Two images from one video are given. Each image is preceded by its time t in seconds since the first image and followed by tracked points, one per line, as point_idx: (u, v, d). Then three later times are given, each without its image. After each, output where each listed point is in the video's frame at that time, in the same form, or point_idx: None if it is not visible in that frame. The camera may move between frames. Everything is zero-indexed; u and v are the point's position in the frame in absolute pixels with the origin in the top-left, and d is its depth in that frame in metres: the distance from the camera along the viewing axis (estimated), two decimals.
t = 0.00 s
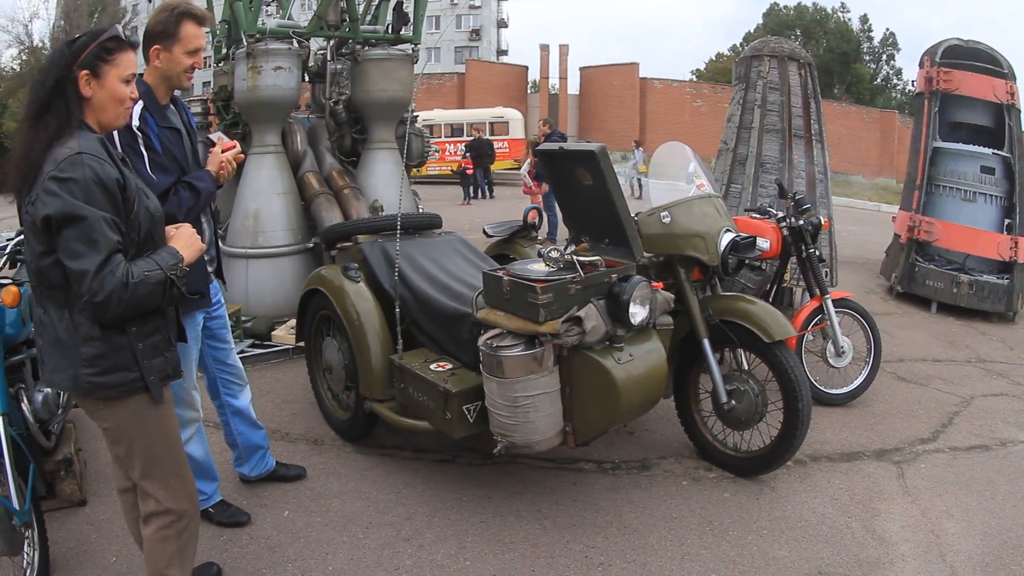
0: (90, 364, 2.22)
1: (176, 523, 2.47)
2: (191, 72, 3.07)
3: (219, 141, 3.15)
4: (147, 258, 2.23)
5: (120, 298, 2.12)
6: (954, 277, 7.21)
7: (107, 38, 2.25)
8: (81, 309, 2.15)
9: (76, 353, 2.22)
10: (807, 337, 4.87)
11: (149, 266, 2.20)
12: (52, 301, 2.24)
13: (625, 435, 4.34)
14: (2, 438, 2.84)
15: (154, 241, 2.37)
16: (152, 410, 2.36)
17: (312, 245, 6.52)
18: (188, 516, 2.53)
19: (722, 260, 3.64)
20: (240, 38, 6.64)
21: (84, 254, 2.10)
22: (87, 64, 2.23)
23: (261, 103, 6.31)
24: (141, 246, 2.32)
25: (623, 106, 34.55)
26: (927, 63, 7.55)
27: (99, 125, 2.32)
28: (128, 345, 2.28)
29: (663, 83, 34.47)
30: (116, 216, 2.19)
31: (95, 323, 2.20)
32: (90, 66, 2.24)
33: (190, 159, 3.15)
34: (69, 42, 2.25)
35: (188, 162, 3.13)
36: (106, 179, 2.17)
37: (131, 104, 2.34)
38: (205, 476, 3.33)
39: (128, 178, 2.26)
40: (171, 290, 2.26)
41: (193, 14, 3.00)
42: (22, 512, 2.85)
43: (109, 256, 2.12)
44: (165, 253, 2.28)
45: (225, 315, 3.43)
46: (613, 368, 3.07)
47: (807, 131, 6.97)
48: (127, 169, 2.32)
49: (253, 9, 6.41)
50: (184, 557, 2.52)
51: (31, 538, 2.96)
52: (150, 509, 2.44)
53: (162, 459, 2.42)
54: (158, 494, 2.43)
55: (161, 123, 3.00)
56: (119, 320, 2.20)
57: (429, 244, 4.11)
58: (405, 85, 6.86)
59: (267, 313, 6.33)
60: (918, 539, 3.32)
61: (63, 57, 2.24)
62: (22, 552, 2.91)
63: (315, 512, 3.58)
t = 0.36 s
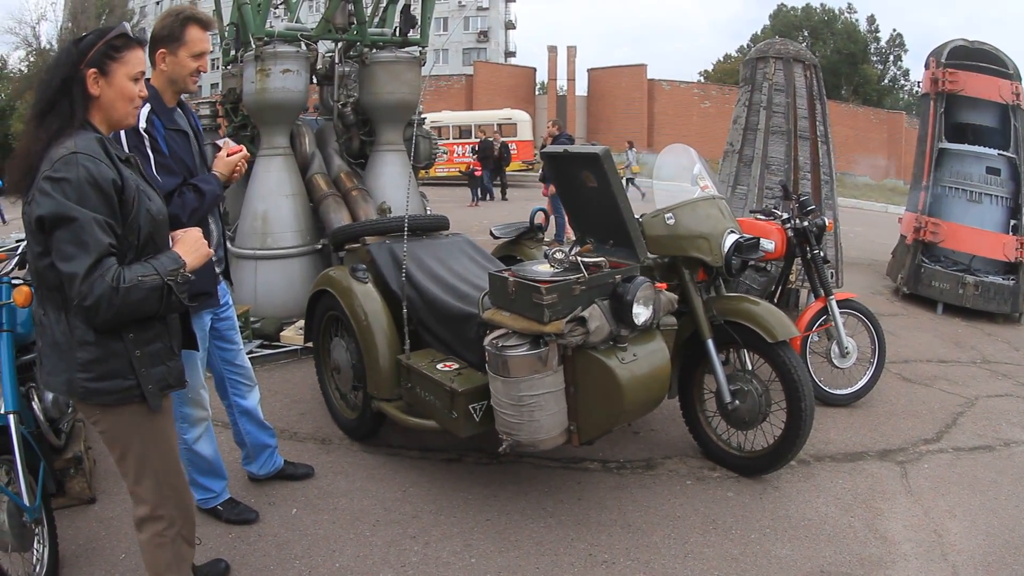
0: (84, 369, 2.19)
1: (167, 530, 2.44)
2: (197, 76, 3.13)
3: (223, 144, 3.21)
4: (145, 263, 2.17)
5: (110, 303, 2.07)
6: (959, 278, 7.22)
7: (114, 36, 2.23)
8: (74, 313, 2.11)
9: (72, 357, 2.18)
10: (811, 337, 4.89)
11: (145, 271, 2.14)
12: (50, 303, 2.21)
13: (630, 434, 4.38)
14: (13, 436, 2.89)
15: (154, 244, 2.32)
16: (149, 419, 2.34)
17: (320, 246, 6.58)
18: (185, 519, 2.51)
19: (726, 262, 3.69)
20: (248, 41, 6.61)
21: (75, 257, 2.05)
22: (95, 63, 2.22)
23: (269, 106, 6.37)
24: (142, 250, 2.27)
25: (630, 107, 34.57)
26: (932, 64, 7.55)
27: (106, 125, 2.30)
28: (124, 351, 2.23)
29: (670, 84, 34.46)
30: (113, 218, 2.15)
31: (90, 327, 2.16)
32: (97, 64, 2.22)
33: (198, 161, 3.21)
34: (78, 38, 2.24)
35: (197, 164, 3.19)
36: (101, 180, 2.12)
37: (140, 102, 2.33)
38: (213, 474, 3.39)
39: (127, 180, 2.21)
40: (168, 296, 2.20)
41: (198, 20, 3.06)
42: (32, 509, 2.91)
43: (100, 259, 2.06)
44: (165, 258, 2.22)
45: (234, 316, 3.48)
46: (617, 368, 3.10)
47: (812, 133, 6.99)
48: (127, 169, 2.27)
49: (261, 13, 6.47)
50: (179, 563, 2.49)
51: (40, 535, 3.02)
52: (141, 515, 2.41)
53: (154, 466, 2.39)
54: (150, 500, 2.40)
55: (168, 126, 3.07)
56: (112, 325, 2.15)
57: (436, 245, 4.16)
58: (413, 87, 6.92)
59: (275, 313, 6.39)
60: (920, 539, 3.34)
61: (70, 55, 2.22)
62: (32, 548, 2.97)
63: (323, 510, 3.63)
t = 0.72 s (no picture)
0: (82, 378, 2.20)
1: (156, 535, 2.43)
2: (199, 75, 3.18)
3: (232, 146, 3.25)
4: (147, 273, 2.20)
5: (111, 315, 2.09)
6: (960, 277, 7.24)
7: (118, 33, 2.25)
8: (73, 323, 2.13)
9: (70, 366, 2.20)
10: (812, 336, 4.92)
11: (145, 283, 2.16)
12: (47, 308, 2.23)
13: (631, 432, 4.41)
14: (19, 433, 2.93)
15: (154, 252, 2.34)
16: (144, 428, 2.35)
17: (323, 245, 6.62)
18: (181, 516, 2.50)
19: (726, 260, 3.71)
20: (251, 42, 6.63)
21: (76, 266, 2.07)
22: (99, 59, 2.24)
23: (272, 106, 6.41)
24: (141, 259, 2.30)
25: (632, 106, 34.59)
26: (933, 64, 7.58)
27: (108, 123, 2.32)
28: (123, 362, 2.24)
29: (672, 84, 34.48)
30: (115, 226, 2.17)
31: (88, 337, 2.18)
32: (102, 61, 2.24)
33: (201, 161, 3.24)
34: (80, 36, 2.25)
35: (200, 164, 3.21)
36: (103, 188, 2.14)
37: (144, 99, 2.35)
38: (217, 470, 3.43)
39: (130, 188, 2.24)
40: (168, 308, 2.22)
41: (201, 21, 3.11)
42: (38, 504, 2.97)
43: (101, 270, 2.08)
44: (166, 269, 2.24)
45: (239, 314, 3.51)
46: (617, 365, 3.14)
47: (813, 133, 7.01)
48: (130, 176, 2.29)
49: (264, 14, 6.53)
50: (171, 566, 2.48)
51: (46, 530, 3.08)
52: (130, 520, 2.41)
53: (145, 472, 2.38)
54: (140, 502, 2.39)
55: (169, 125, 3.08)
56: (111, 336, 2.17)
57: (439, 245, 4.19)
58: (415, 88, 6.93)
59: (278, 312, 6.43)
60: (919, 536, 3.37)
61: (74, 52, 2.23)
62: (38, 544, 3.02)
63: (326, 507, 3.66)
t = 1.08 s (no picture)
0: (88, 390, 2.22)
1: (158, 539, 2.43)
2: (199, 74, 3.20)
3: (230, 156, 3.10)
4: (149, 280, 2.21)
5: (117, 326, 2.11)
6: (959, 274, 7.25)
7: (110, 34, 2.26)
8: (78, 336, 2.13)
9: (75, 378, 2.22)
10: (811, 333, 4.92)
11: (149, 291, 2.18)
12: (49, 321, 2.23)
13: (630, 430, 4.42)
14: (21, 433, 2.94)
15: (155, 257, 2.36)
16: (150, 435, 2.36)
17: (323, 244, 6.63)
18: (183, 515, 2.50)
19: (724, 258, 3.72)
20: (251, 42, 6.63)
21: (80, 280, 2.08)
22: (93, 62, 2.25)
23: (272, 106, 6.42)
24: (142, 264, 2.32)
25: (631, 105, 34.60)
26: (932, 61, 7.59)
27: (100, 128, 2.33)
28: (127, 369, 2.26)
29: (672, 82, 34.49)
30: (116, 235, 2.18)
31: (92, 348, 2.19)
32: (96, 64, 2.25)
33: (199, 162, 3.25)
34: (69, 39, 2.24)
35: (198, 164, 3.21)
36: (101, 197, 2.15)
37: (136, 103, 2.37)
38: (217, 469, 3.44)
39: (128, 195, 2.24)
40: (173, 313, 2.25)
41: (200, 21, 3.12)
42: (40, 504, 2.97)
43: (105, 282, 2.09)
44: (168, 273, 2.26)
45: (238, 313, 3.51)
46: (616, 362, 3.15)
47: (812, 131, 7.02)
48: (126, 182, 2.29)
49: (264, 14, 6.52)
50: (174, 568, 2.48)
51: (47, 530, 3.08)
52: (131, 525, 2.42)
53: (150, 474, 2.38)
54: (143, 504, 2.39)
55: (167, 125, 3.09)
56: (118, 348, 2.18)
57: (439, 243, 4.20)
58: (414, 87, 6.95)
59: (278, 311, 6.44)
60: (918, 532, 3.38)
61: (65, 55, 2.23)
62: (39, 543, 3.03)
63: (327, 504, 3.67)
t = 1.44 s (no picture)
0: (86, 394, 2.20)
1: (156, 540, 2.41)
2: (161, 68, 3.14)
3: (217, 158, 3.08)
4: (144, 279, 2.20)
5: (114, 328, 2.09)
6: (956, 272, 7.25)
7: (94, 32, 2.24)
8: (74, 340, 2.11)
9: (72, 382, 2.20)
10: (808, 332, 4.90)
11: (144, 291, 2.16)
12: (43, 326, 2.20)
13: (627, 428, 4.41)
14: (15, 433, 2.91)
15: (148, 256, 2.34)
16: (149, 437, 2.34)
17: (319, 243, 6.60)
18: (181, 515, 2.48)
19: (721, 256, 3.71)
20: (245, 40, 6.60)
21: (73, 283, 2.05)
22: (78, 61, 2.22)
23: (268, 104, 6.39)
24: (136, 264, 2.30)
25: (628, 103, 34.59)
26: (929, 59, 7.58)
27: (87, 128, 2.31)
28: (126, 371, 2.25)
29: (668, 81, 34.48)
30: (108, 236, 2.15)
31: (89, 351, 2.17)
32: (80, 63, 2.22)
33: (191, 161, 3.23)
34: (53, 39, 2.22)
35: (186, 162, 3.20)
36: (91, 197, 2.12)
37: (123, 101, 2.35)
38: (212, 469, 3.43)
39: (119, 194, 2.22)
40: (169, 312, 2.23)
41: (156, 18, 3.15)
42: (35, 504, 2.95)
43: (100, 284, 2.07)
44: (162, 272, 2.24)
45: (230, 312, 3.48)
46: (612, 361, 3.14)
47: (808, 128, 7.01)
48: (116, 181, 2.27)
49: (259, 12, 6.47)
50: (170, 569, 2.46)
51: (42, 530, 3.05)
52: (130, 526, 2.39)
53: (147, 477, 2.36)
54: (139, 507, 2.37)
55: (152, 122, 3.10)
56: (115, 350, 2.16)
57: (434, 241, 4.18)
58: (410, 86, 6.95)
59: (274, 310, 6.42)
60: (916, 530, 3.38)
61: (50, 56, 2.21)
62: (34, 544, 3.01)
63: (322, 504, 3.65)
